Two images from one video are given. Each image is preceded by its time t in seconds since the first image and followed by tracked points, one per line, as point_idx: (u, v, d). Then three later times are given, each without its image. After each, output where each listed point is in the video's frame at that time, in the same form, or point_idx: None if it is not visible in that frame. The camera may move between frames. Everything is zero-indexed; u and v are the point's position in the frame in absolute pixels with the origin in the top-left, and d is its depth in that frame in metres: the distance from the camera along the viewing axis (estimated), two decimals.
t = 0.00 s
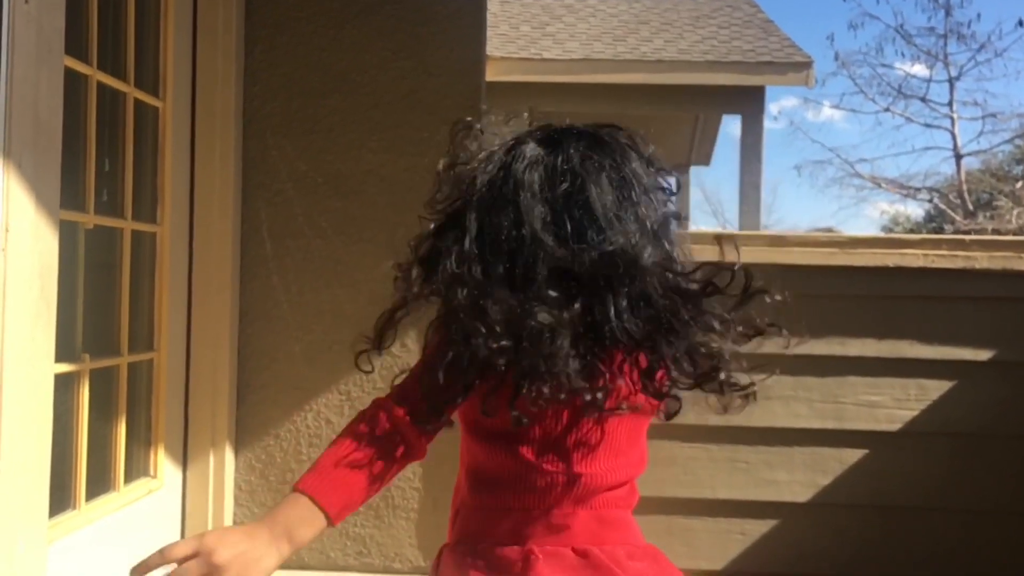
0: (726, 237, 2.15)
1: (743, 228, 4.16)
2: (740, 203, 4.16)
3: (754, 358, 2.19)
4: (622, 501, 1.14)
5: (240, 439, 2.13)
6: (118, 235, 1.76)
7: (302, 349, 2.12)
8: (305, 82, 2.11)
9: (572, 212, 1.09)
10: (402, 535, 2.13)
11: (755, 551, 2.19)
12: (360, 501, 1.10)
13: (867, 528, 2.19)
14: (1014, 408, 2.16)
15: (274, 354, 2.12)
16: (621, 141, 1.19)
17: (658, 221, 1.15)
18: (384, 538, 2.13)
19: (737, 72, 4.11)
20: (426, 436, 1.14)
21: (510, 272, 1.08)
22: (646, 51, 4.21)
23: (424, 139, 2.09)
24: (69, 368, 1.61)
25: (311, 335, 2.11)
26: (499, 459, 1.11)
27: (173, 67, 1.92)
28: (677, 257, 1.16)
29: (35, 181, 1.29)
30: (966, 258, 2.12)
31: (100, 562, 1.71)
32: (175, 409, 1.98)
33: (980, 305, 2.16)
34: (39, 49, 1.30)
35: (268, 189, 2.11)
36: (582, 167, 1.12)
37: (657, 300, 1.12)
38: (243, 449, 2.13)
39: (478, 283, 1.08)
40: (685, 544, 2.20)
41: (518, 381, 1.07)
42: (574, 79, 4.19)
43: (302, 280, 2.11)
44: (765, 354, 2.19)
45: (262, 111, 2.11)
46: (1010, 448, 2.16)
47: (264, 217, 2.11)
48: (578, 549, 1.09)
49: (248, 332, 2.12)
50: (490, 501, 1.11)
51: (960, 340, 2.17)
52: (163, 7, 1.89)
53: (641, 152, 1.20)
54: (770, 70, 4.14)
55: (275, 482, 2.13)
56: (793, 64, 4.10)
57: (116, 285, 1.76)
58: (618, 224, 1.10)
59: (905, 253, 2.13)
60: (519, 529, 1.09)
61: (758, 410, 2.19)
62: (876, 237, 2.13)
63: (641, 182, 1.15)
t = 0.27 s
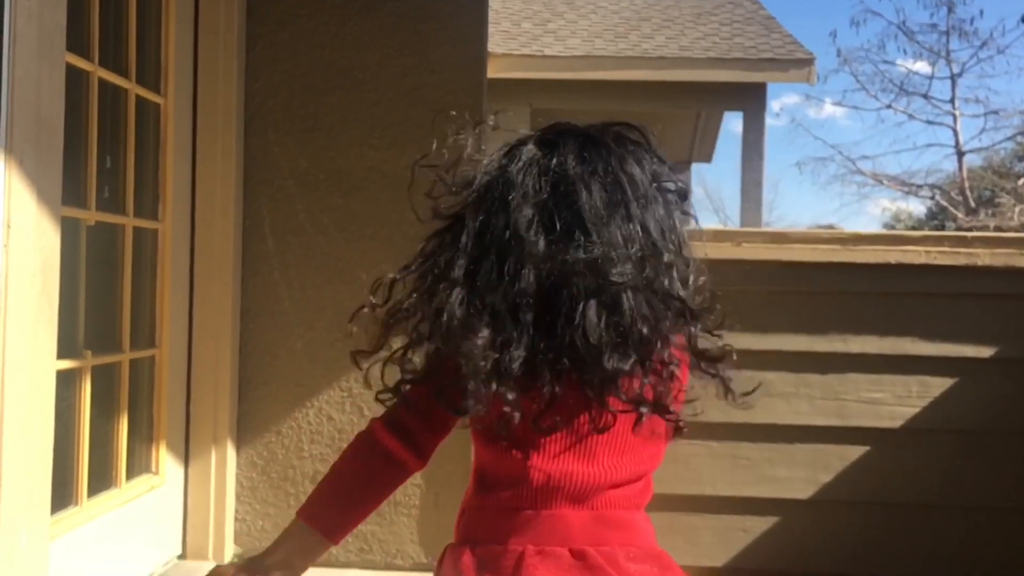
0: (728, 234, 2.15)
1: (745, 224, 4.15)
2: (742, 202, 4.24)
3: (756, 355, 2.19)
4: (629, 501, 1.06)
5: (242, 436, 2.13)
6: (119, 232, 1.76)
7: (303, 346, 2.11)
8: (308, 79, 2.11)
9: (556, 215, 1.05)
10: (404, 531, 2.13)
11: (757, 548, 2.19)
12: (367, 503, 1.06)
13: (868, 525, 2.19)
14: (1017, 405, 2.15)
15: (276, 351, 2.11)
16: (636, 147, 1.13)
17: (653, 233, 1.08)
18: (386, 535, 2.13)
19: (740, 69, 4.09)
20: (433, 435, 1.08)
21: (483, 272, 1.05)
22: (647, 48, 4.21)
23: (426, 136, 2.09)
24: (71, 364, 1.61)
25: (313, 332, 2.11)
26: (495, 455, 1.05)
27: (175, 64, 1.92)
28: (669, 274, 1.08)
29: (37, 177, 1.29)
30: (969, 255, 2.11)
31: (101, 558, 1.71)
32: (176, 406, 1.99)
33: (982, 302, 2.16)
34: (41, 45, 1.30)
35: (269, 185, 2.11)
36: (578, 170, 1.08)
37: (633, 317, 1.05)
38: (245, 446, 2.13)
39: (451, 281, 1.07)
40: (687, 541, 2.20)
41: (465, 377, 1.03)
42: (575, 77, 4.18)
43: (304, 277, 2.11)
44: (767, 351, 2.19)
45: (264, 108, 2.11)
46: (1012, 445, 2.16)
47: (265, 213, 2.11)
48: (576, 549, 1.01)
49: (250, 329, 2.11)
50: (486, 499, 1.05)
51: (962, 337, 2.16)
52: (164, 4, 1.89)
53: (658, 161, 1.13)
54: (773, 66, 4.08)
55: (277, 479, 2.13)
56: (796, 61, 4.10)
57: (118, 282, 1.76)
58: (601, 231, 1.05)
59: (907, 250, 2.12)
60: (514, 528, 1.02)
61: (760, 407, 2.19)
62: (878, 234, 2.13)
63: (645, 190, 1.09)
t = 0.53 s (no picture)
0: (729, 231, 2.15)
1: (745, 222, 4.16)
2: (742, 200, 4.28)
3: (756, 352, 2.19)
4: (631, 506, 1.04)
5: (242, 433, 2.13)
6: (120, 229, 1.76)
7: (304, 344, 2.11)
8: (308, 75, 2.10)
9: (536, 218, 1.05)
10: (404, 529, 2.13)
11: (757, 545, 2.20)
12: (386, 511, 1.08)
13: (868, 523, 2.19)
14: (1017, 403, 2.15)
15: (276, 349, 2.11)
16: (644, 155, 1.09)
17: (636, 242, 1.04)
18: (386, 532, 2.13)
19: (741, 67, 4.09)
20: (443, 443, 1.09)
21: (458, 269, 1.06)
22: (649, 45, 4.21)
23: (427, 133, 2.09)
24: (72, 361, 1.61)
25: (313, 329, 2.11)
26: (499, 461, 1.06)
27: (176, 60, 1.92)
28: (647, 285, 1.03)
29: (37, 174, 1.29)
30: (970, 253, 2.11)
31: (102, 555, 1.71)
32: (177, 403, 1.99)
33: (983, 300, 2.16)
34: (43, 42, 1.30)
35: (270, 182, 2.10)
36: (567, 174, 1.06)
37: (595, 325, 1.01)
38: (245, 443, 2.13)
39: (430, 276, 1.10)
40: (687, 538, 2.20)
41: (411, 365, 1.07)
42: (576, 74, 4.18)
43: (304, 274, 2.11)
44: (767, 348, 2.19)
45: (264, 105, 2.10)
46: (1012, 443, 2.16)
47: (265, 211, 2.10)
48: (569, 556, 1.00)
49: (250, 327, 2.11)
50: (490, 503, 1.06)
51: (963, 335, 2.16)
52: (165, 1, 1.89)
53: (666, 172, 1.09)
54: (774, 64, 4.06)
55: (277, 476, 2.13)
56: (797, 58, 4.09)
57: (118, 279, 1.76)
58: (575, 236, 1.03)
59: (908, 247, 2.12)
60: (512, 534, 1.03)
61: (760, 405, 2.19)
62: (879, 232, 2.13)
63: (640, 198, 1.06)
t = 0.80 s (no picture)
0: (729, 229, 2.15)
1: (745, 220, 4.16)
2: (742, 198, 4.29)
3: (756, 350, 2.19)
4: (628, 518, 0.98)
5: (242, 431, 2.13)
6: (119, 227, 1.76)
7: (304, 341, 2.11)
8: (309, 72, 2.10)
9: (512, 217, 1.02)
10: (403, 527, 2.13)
11: (756, 543, 2.20)
12: (410, 514, 1.06)
13: (867, 520, 2.19)
14: (1017, 401, 2.16)
15: (276, 346, 2.11)
16: (639, 156, 1.04)
17: (612, 239, 0.99)
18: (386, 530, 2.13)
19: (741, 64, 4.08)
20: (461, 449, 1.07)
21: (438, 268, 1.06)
22: (649, 43, 4.20)
23: (427, 130, 2.09)
24: (71, 359, 1.61)
25: (313, 327, 2.11)
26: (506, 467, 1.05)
27: (175, 58, 1.91)
28: (616, 286, 0.98)
29: (37, 172, 1.29)
30: (969, 250, 2.11)
31: (101, 552, 1.71)
32: (177, 401, 1.99)
33: (983, 298, 2.16)
34: (42, 39, 1.30)
35: (270, 179, 2.10)
36: (550, 171, 1.03)
37: (557, 327, 0.97)
38: (245, 440, 2.12)
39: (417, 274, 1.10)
40: (686, 536, 2.20)
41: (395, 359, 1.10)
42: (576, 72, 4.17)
43: (304, 272, 2.11)
44: (767, 346, 2.19)
45: (264, 102, 2.10)
46: (1011, 441, 2.16)
47: (265, 208, 2.10)
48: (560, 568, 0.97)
49: (250, 324, 2.11)
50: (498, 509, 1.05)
51: (962, 333, 2.16)
52: None
53: (661, 172, 1.05)
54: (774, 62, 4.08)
55: (277, 474, 2.13)
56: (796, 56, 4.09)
57: (118, 277, 1.76)
58: (547, 231, 0.99)
59: (908, 246, 2.12)
60: (512, 540, 1.01)
61: (760, 403, 2.19)
62: (879, 229, 2.13)
63: (621, 199, 1.01)
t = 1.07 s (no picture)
0: (728, 228, 2.15)
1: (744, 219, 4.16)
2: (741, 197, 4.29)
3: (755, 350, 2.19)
4: (618, 522, 0.97)
5: (241, 430, 2.12)
6: (118, 225, 1.75)
7: (303, 340, 2.11)
8: (308, 71, 2.10)
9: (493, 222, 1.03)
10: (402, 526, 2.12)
11: (755, 541, 2.20)
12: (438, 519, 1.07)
13: (866, 519, 2.19)
14: (1015, 400, 2.16)
15: (275, 345, 2.11)
16: (624, 159, 1.02)
17: (583, 236, 0.98)
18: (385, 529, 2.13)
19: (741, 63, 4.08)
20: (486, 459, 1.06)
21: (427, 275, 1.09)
22: (648, 41, 4.20)
23: (426, 129, 2.08)
24: (70, 358, 1.61)
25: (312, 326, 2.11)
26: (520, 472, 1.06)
27: (174, 56, 1.91)
28: (580, 283, 0.97)
29: (36, 170, 1.28)
30: (969, 249, 2.12)
31: (100, 551, 1.71)
32: (175, 400, 1.99)
33: (982, 297, 2.16)
34: (41, 38, 1.30)
35: (269, 178, 2.10)
36: (531, 174, 1.03)
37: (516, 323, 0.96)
38: (244, 439, 2.12)
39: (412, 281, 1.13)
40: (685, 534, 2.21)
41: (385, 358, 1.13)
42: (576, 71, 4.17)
43: (303, 271, 2.10)
44: (766, 345, 2.19)
45: (263, 100, 2.10)
46: (1010, 440, 2.17)
47: (264, 207, 2.10)
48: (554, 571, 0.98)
49: (249, 323, 2.11)
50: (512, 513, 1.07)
51: (962, 332, 2.16)
52: None
53: (645, 170, 1.02)
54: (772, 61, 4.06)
55: (276, 473, 2.13)
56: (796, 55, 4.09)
57: (116, 276, 1.76)
58: (516, 230, 1.00)
59: (907, 245, 2.12)
60: (522, 545, 1.02)
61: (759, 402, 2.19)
62: (878, 229, 2.13)
63: (594, 197, 1.00)
